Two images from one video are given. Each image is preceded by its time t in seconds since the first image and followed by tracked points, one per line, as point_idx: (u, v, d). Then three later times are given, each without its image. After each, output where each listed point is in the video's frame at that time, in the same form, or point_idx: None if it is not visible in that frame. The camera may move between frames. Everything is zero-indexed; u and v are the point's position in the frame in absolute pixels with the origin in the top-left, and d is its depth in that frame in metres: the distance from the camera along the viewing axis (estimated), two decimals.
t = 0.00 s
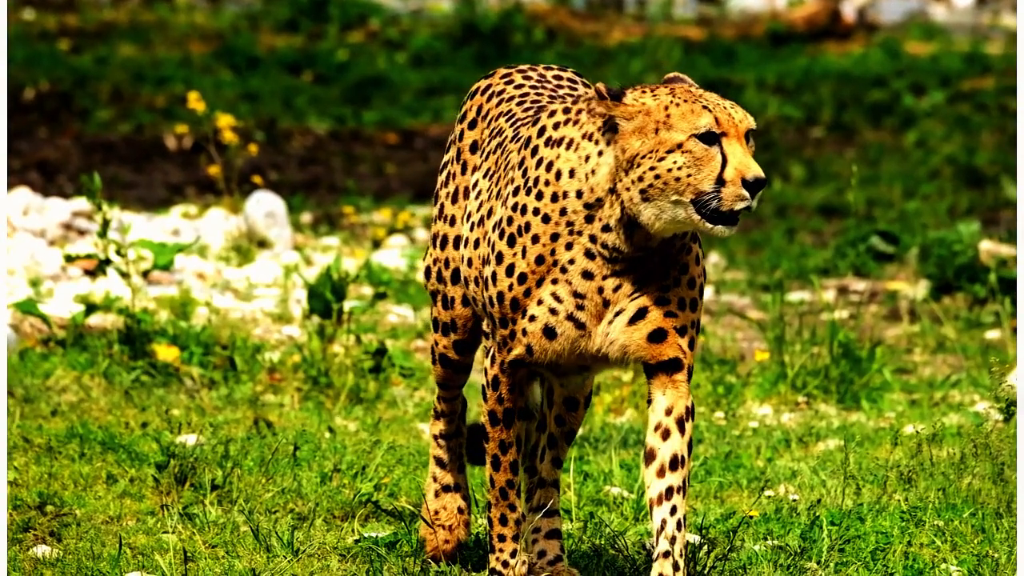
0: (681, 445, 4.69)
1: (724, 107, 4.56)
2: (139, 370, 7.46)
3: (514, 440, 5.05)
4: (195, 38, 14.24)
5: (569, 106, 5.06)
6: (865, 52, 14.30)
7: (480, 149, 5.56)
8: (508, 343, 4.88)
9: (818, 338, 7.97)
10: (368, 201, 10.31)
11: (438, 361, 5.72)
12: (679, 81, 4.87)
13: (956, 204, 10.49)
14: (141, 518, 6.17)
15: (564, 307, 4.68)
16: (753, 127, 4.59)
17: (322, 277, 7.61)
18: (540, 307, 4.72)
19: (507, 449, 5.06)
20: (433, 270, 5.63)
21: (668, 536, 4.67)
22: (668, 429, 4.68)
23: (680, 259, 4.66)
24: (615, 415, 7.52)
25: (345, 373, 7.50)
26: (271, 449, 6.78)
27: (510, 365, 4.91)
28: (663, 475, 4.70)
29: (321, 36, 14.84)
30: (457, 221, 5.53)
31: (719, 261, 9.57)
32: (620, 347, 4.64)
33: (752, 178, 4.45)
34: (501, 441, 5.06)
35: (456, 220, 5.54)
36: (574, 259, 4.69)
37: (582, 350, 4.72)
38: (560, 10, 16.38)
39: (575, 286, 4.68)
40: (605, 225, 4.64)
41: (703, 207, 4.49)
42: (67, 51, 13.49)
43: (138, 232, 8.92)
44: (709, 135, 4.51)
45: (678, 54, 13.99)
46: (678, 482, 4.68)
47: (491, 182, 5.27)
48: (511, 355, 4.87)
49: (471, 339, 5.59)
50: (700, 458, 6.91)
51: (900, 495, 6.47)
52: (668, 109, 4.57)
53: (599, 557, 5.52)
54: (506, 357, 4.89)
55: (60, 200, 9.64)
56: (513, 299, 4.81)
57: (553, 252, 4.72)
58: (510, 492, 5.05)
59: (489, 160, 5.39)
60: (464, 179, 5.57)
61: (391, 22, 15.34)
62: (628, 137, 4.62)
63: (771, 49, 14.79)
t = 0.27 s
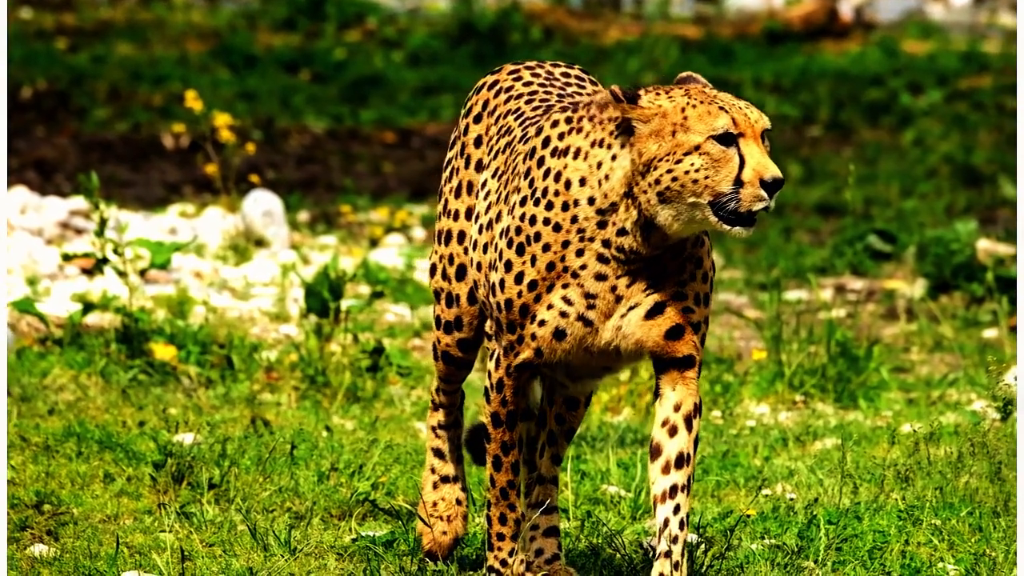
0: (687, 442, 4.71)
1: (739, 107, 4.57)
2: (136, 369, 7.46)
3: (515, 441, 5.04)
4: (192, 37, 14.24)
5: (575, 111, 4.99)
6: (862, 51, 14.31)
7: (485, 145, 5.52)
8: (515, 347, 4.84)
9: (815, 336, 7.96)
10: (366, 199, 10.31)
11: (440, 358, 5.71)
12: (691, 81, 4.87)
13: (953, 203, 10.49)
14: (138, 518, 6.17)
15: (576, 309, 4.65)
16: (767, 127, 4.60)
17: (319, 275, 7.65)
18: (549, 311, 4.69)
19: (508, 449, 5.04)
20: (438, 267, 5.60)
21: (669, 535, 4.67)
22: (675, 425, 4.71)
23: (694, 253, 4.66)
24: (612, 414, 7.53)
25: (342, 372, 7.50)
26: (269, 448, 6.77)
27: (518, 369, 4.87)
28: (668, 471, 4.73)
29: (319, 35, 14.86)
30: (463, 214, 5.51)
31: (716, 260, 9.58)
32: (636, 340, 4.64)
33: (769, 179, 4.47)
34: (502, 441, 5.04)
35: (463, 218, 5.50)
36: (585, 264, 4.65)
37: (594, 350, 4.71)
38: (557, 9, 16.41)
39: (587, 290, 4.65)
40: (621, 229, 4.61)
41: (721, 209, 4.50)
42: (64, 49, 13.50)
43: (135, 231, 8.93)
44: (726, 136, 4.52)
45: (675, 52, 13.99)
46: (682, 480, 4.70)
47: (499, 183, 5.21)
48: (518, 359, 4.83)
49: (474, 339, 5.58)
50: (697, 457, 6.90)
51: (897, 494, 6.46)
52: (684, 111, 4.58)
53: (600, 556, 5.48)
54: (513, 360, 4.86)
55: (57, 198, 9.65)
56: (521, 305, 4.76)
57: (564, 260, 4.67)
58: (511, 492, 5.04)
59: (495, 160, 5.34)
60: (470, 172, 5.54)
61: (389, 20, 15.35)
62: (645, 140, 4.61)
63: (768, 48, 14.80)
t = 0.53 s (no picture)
0: (691, 438, 4.72)
1: (751, 102, 4.56)
2: (133, 368, 7.46)
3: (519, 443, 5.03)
4: (190, 36, 14.25)
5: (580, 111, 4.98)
6: (859, 50, 14.31)
7: (488, 142, 5.51)
8: (523, 350, 4.82)
9: (812, 336, 7.96)
10: (363, 199, 10.32)
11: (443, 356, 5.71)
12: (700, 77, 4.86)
13: (950, 202, 10.49)
14: (136, 516, 6.17)
15: (585, 309, 4.63)
16: (779, 122, 4.59)
17: (317, 274, 7.62)
18: (558, 313, 4.67)
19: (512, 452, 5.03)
20: (442, 263, 5.59)
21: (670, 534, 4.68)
22: (679, 422, 4.72)
23: (701, 248, 4.65)
24: (610, 413, 7.53)
25: (339, 371, 7.50)
26: (266, 447, 6.77)
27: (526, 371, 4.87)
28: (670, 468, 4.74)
29: (316, 34, 14.87)
30: (469, 207, 5.50)
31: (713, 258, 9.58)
32: (645, 338, 4.63)
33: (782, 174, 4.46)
34: (506, 443, 5.03)
35: (469, 214, 5.49)
36: (594, 263, 4.62)
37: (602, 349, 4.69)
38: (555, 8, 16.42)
39: (595, 290, 4.63)
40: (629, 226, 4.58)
41: (734, 203, 4.50)
42: (61, 48, 13.51)
43: (132, 230, 8.93)
44: (738, 131, 4.50)
45: (673, 51, 13.99)
46: (684, 477, 4.72)
47: (505, 182, 5.19)
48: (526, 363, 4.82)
49: (478, 336, 5.59)
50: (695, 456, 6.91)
51: (895, 493, 6.45)
52: (696, 106, 4.56)
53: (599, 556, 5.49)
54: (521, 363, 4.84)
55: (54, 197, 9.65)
56: (529, 307, 4.73)
57: (571, 261, 4.65)
58: (513, 494, 5.03)
59: (499, 159, 5.32)
60: (469, 167, 5.55)
61: (386, 19, 15.36)
62: (657, 136, 4.58)
63: (766, 47, 14.81)
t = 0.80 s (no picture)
0: (693, 435, 4.73)
1: (764, 91, 4.54)
2: (129, 367, 7.45)
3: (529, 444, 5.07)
4: (185, 34, 14.25)
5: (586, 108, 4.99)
6: (855, 48, 14.32)
7: (489, 137, 5.52)
8: (535, 351, 4.81)
9: (808, 333, 7.91)
10: (359, 197, 10.31)
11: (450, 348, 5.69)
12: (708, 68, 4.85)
13: (947, 200, 10.49)
14: (132, 516, 6.16)
15: (598, 306, 4.62)
16: (790, 110, 4.58)
17: (313, 273, 7.59)
18: (570, 314, 4.66)
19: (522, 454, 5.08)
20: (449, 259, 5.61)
21: (669, 531, 4.72)
22: (681, 418, 4.72)
23: (708, 242, 4.65)
24: (606, 412, 7.53)
25: (336, 370, 7.49)
26: (262, 446, 6.77)
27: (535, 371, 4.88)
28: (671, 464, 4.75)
29: (312, 33, 14.87)
30: (469, 198, 5.50)
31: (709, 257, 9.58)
32: (656, 336, 4.62)
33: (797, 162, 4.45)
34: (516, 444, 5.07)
35: (472, 210, 5.48)
36: (606, 259, 4.62)
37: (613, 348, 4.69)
38: (551, 7, 16.43)
39: (607, 287, 4.62)
40: (641, 218, 4.59)
41: (748, 192, 4.47)
42: (57, 47, 13.51)
43: (128, 229, 8.93)
44: (752, 119, 4.49)
45: (669, 50, 13.98)
46: (684, 474, 4.73)
47: (513, 180, 5.18)
48: (536, 363, 4.84)
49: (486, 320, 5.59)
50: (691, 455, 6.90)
51: (891, 492, 6.45)
52: (709, 96, 4.55)
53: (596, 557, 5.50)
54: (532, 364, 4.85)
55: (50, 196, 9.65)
56: (539, 309, 4.72)
57: (582, 259, 4.64)
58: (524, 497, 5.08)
59: (504, 157, 5.33)
60: (466, 161, 5.55)
61: (382, 18, 15.36)
62: (670, 125, 4.59)
63: (762, 45, 14.81)
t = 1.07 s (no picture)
0: (694, 432, 4.74)
1: (771, 81, 4.53)
2: (125, 365, 7.45)
3: (540, 444, 5.00)
4: (182, 33, 14.26)
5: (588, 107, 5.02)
6: (851, 47, 14.32)
7: (491, 136, 5.53)
8: (546, 353, 4.82)
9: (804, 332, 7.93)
10: (355, 196, 10.32)
11: (460, 350, 5.61)
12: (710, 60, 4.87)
13: (943, 199, 10.49)
14: (128, 514, 6.17)
15: (610, 306, 4.62)
16: (796, 101, 4.57)
17: (309, 271, 7.58)
18: (581, 317, 4.67)
19: (534, 454, 5.00)
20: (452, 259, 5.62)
21: (668, 529, 4.75)
22: (683, 414, 4.75)
23: (715, 237, 4.65)
24: (602, 411, 7.54)
25: (332, 369, 7.49)
26: (258, 445, 6.77)
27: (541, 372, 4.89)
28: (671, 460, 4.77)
29: (308, 32, 14.89)
30: (468, 190, 5.53)
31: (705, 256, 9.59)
32: (667, 333, 4.62)
33: (806, 151, 4.43)
34: (526, 446, 4.99)
35: (475, 204, 5.49)
36: (617, 256, 4.61)
37: (624, 347, 4.70)
38: (547, 6, 16.44)
39: (618, 285, 4.62)
40: (651, 213, 4.59)
41: (757, 182, 4.46)
42: (53, 46, 13.52)
43: (124, 228, 8.93)
44: (760, 109, 4.47)
45: (665, 49, 13.99)
46: (685, 471, 4.74)
47: (517, 179, 5.20)
48: (546, 364, 4.85)
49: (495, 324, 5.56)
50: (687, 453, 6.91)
51: (887, 490, 6.45)
52: (716, 88, 4.54)
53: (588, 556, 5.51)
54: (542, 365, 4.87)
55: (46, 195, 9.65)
56: (549, 312, 4.73)
57: (593, 258, 4.64)
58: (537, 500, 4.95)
59: (508, 156, 5.35)
60: (464, 156, 5.57)
61: (378, 17, 15.37)
62: (677, 117, 4.59)
63: (758, 44, 14.82)
